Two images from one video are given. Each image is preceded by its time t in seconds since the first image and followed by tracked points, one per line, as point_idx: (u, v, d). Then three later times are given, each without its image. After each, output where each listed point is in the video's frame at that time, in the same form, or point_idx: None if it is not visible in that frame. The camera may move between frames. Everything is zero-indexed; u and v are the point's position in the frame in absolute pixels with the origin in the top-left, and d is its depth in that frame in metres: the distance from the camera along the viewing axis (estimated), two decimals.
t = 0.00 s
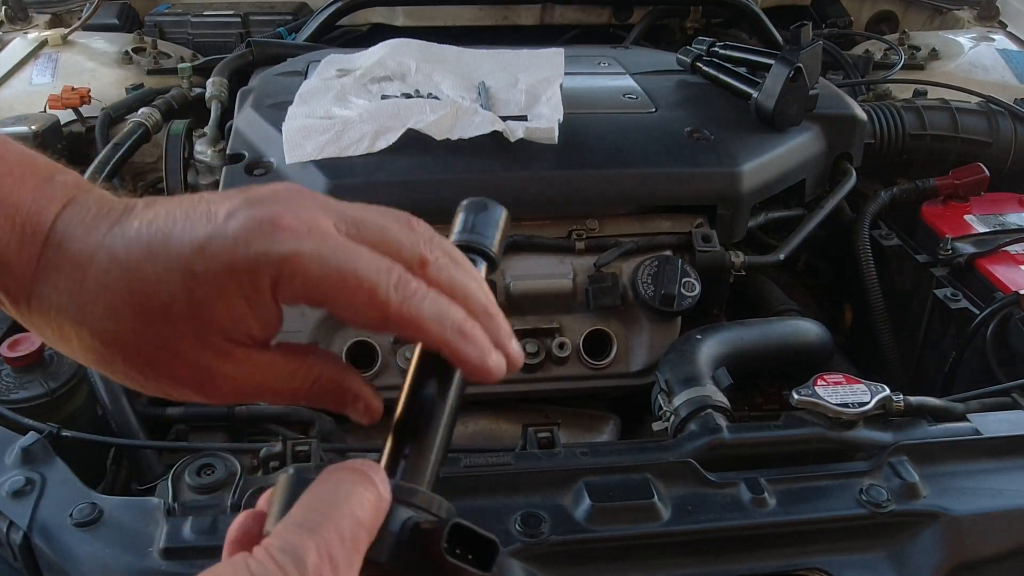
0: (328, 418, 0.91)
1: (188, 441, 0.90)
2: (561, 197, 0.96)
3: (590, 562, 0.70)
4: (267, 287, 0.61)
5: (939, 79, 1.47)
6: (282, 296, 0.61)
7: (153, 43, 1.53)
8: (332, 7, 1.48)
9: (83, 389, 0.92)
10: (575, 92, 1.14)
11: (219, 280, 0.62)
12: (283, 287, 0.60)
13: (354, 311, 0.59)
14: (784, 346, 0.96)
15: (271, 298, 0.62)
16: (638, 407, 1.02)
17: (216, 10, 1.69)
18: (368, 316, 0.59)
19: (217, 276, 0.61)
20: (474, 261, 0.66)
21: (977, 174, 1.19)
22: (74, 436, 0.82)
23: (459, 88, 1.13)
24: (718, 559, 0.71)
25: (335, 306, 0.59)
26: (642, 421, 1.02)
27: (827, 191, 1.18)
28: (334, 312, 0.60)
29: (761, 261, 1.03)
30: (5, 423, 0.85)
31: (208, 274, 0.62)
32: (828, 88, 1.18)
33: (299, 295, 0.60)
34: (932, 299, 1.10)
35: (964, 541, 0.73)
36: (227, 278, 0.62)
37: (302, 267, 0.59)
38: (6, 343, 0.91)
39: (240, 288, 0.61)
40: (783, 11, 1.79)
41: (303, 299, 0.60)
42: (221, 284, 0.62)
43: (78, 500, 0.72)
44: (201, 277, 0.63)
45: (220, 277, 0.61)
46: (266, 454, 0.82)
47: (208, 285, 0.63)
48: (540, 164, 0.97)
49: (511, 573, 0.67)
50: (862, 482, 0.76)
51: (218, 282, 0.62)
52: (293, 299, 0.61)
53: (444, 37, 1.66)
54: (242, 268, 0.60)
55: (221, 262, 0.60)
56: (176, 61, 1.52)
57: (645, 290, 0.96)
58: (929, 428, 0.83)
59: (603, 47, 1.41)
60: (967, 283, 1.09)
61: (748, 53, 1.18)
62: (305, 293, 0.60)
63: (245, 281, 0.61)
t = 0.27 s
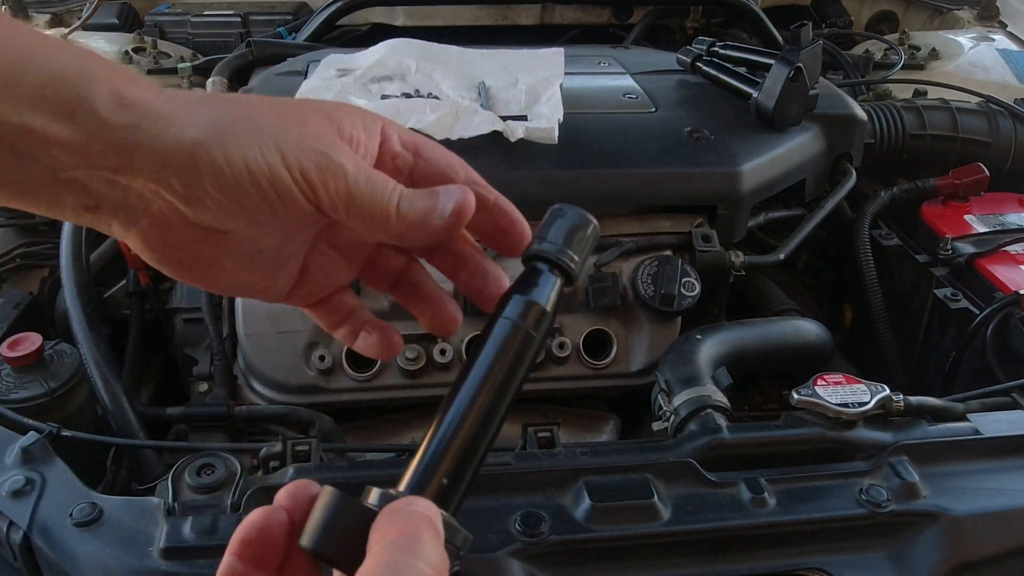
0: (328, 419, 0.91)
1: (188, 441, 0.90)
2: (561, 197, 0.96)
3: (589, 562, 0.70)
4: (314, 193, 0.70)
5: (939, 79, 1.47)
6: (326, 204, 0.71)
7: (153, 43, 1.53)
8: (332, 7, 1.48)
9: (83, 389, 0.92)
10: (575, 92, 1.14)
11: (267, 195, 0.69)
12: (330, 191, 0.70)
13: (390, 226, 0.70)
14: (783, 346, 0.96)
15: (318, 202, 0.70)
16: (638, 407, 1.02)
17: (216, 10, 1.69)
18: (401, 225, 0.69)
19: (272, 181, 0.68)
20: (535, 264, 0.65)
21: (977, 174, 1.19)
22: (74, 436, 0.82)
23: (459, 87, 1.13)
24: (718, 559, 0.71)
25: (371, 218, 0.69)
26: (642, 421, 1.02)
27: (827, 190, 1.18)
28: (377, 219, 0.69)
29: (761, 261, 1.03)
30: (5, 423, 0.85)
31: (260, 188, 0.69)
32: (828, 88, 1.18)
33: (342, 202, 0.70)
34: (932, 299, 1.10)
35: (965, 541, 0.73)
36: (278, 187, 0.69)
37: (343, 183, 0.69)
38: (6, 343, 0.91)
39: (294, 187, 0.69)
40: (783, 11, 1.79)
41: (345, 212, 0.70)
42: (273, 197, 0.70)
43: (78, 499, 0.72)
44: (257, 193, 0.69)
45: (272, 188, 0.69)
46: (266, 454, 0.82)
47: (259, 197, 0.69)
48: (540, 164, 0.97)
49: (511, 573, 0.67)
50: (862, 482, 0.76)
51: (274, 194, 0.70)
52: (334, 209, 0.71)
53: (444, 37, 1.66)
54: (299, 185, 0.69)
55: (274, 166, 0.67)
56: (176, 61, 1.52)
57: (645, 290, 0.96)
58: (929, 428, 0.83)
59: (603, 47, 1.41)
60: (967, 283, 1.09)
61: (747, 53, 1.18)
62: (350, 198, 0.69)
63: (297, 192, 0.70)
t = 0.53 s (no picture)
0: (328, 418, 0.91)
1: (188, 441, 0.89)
2: (561, 197, 0.96)
3: (589, 563, 0.70)
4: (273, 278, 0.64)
5: (939, 79, 1.47)
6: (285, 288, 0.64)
7: (153, 43, 1.53)
8: (332, 7, 1.48)
9: (83, 389, 0.92)
10: (575, 92, 1.15)
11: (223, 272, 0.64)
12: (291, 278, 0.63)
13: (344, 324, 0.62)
14: (783, 346, 0.96)
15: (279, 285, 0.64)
16: (638, 407, 1.02)
17: (216, 10, 1.69)
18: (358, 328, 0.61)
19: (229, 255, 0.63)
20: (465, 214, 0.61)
21: (977, 174, 1.19)
22: (74, 436, 0.82)
23: (459, 87, 1.13)
24: (718, 559, 0.71)
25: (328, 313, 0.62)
26: (642, 421, 1.02)
27: (827, 190, 1.18)
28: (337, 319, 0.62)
29: (761, 261, 1.03)
30: (5, 423, 0.85)
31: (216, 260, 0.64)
32: (828, 88, 1.18)
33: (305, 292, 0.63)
34: (932, 299, 1.10)
35: (964, 541, 0.73)
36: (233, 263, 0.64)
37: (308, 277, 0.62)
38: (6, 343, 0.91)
39: (252, 264, 0.63)
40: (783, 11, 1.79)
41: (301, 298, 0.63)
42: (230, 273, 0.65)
43: (78, 499, 0.72)
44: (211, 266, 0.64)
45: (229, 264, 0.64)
46: (266, 454, 0.82)
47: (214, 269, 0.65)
48: (540, 164, 0.97)
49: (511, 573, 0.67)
50: (862, 482, 0.76)
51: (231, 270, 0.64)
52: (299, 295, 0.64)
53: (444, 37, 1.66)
54: (258, 267, 0.63)
55: (237, 239, 0.62)
56: (176, 61, 1.52)
57: (645, 290, 0.96)
58: (929, 428, 0.83)
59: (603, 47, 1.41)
60: (967, 283, 1.09)
61: (747, 53, 1.18)
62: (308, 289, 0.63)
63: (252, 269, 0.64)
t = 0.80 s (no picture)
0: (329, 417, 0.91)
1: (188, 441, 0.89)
2: (561, 197, 0.96)
3: (588, 563, 0.70)
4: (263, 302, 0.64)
5: (939, 79, 1.47)
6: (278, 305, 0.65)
7: (153, 43, 1.53)
8: (332, 6, 1.48)
9: (83, 388, 0.92)
10: (575, 92, 1.15)
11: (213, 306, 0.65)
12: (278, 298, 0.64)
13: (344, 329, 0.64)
14: (783, 346, 0.96)
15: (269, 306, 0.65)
16: (638, 408, 1.02)
17: (216, 10, 1.69)
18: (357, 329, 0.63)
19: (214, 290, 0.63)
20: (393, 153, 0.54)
21: (977, 174, 1.19)
22: (74, 436, 0.82)
23: (459, 87, 1.13)
24: (717, 560, 0.71)
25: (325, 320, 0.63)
26: (642, 421, 1.02)
27: (827, 190, 1.18)
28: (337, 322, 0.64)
29: (761, 261, 1.03)
30: (5, 423, 0.85)
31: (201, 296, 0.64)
32: (828, 88, 1.18)
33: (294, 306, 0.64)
34: (932, 299, 1.10)
35: (964, 541, 0.73)
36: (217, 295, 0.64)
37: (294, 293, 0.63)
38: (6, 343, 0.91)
39: (237, 298, 0.64)
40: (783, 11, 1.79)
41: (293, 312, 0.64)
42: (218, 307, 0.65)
43: (78, 499, 0.72)
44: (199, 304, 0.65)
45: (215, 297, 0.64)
46: (265, 454, 0.82)
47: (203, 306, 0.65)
48: (540, 164, 0.97)
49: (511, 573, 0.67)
50: (862, 481, 0.76)
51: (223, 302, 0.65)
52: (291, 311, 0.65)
53: (444, 37, 1.66)
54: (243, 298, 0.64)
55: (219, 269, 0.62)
56: (176, 61, 1.52)
57: (645, 290, 0.96)
58: (929, 428, 0.83)
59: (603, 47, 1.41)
60: (967, 283, 1.09)
61: (747, 52, 1.18)
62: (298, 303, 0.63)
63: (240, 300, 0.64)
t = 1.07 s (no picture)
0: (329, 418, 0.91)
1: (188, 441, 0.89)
2: (561, 197, 0.96)
3: (588, 563, 0.70)
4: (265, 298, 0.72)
5: (939, 79, 1.47)
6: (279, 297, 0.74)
7: (153, 42, 1.54)
8: (332, 6, 1.48)
9: (83, 388, 0.92)
10: (575, 91, 1.15)
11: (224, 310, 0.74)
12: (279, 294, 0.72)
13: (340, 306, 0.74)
14: (783, 346, 0.96)
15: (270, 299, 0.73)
16: (638, 408, 1.02)
17: (216, 9, 1.69)
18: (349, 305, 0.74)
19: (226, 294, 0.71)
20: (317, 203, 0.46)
21: (977, 174, 1.19)
22: (74, 436, 0.82)
23: (459, 87, 1.13)
24: (717, 560, 0.71)
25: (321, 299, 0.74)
26: (642, 421, 1.03)
27: (827, 190, 1.18)
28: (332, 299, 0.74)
29: (761, 261, 1.03)
30: (5, 423, 0.85)
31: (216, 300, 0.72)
32: (829, 88, 1.18)
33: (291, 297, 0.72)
34: (932, 299, 1.10)
35: (964, 541, 0.73)
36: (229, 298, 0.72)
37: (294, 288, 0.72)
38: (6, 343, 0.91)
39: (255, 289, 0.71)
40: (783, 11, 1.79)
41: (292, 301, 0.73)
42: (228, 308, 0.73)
43: (78, 499, 0.72)
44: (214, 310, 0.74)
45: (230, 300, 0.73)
46: (265, 454, 0.82)
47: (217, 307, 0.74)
48: (539, 164, 0.97)
49: (511, 573, 0.68)
50: (862, 481, 0.76)
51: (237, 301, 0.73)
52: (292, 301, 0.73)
53: (444, 37, 1.66)
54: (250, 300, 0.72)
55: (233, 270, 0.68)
56: (176, 61, 1.52)
57: (645, 290, 0.96)
58: (929, 428, 0.83)
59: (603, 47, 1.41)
60: (967, 283, 1.09)
61: (747, 52, 1.18)
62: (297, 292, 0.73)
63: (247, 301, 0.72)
